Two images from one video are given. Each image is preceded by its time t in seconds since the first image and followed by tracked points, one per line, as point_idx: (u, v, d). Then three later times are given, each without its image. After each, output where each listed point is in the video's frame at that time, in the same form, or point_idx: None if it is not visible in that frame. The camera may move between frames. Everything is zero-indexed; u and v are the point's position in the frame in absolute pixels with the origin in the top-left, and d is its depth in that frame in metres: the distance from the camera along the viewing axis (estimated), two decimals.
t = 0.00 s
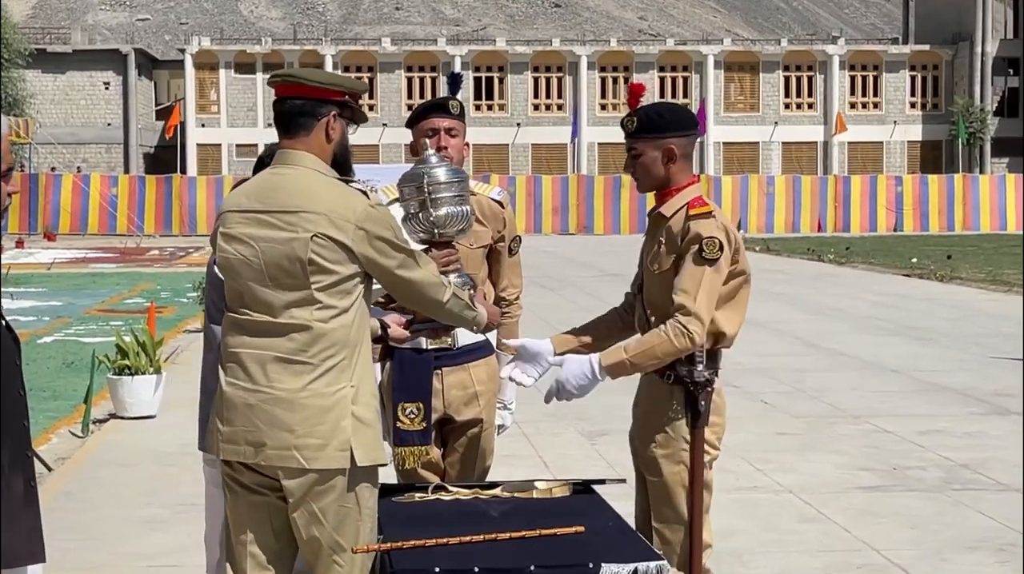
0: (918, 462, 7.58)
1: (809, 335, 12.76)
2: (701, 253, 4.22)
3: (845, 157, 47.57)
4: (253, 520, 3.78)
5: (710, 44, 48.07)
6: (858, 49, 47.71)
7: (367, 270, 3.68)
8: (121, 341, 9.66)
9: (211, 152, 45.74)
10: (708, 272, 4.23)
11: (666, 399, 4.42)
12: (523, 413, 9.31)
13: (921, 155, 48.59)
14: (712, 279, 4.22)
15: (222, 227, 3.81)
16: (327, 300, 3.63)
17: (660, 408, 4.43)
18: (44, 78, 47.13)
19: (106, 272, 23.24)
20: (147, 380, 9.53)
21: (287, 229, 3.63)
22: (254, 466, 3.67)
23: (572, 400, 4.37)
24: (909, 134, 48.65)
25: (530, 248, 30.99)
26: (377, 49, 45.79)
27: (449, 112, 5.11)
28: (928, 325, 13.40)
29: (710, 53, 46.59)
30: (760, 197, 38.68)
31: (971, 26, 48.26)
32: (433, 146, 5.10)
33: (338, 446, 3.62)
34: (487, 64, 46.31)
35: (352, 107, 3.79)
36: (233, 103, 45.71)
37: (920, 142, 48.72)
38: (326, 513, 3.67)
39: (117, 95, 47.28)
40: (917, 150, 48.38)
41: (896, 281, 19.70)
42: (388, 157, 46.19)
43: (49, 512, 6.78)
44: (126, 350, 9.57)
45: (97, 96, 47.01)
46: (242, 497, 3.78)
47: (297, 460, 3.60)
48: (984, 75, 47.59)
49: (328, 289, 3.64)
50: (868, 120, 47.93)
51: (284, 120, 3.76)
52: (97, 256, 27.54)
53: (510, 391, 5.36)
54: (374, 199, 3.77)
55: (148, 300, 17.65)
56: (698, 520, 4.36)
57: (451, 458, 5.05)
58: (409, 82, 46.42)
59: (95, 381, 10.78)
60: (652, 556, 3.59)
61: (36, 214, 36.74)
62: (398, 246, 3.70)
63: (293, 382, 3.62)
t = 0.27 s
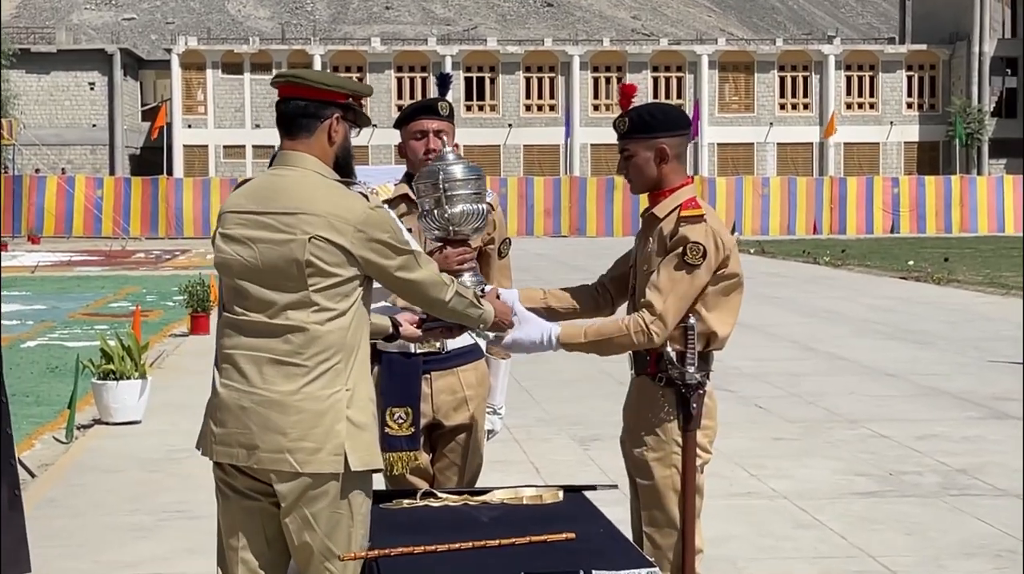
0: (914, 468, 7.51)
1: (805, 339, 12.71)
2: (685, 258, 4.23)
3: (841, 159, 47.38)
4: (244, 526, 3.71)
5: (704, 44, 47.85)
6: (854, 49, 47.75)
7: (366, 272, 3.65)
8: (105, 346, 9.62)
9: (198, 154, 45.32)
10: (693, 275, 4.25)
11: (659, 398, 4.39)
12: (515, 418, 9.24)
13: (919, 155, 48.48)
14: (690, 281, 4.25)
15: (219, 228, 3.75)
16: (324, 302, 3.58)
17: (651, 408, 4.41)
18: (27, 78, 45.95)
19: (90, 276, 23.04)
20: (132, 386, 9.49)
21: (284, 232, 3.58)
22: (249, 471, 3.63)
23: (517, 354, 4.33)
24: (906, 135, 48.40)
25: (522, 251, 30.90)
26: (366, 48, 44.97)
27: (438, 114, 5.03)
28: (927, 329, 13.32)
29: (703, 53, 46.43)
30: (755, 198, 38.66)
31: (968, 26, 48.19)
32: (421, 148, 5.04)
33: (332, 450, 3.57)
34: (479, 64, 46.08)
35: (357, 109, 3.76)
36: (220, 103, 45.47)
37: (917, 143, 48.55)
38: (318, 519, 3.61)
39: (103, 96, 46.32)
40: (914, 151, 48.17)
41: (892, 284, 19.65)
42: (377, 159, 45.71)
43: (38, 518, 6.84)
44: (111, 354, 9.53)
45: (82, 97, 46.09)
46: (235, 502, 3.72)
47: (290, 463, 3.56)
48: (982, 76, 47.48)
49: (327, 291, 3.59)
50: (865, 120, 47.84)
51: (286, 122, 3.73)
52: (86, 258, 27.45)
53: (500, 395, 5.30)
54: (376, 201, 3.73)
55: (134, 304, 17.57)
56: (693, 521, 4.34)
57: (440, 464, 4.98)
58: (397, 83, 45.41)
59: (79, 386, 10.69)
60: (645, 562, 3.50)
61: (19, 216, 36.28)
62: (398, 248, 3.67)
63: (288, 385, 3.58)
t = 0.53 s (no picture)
0: (906, 471, 7.49)
1: (796, 342, 12.70)
2: (672, 263, 4.22)
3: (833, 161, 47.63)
4: (240, 529, 3.73)
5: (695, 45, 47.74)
6: (847, 51, 47.78)
7: (363, 277, 3.64)
8: (93, 349, 9.58)
9: (187, 156, 45.40)
10: (680, 279, 4.23)
11: (649, 400, 4.38)
12: (505, 421, 9.21)
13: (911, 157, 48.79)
14: (675, 285, 4.23)
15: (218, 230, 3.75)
16: (322, 306, 3.58)
17: (641, 409, 4.39)
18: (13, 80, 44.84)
19: (78, 279, 22.93)
20: (120, 390, 9.44)
21: (282, 235, 3.57)
22: (246, 473, 3.64)
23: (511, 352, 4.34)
24: (899, 136, 48.70)
25: (514, 254, 30.86)
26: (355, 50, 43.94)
27: (427, 116, 5.01)
28: (921, 332, 13.30)
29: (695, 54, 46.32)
30: (747, 200, 38.61)
31: (960, 28, 48.18)
32: (410, 149, 5.02)
33: (329, 454, 3.58)
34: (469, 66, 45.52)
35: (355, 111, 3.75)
36: (209, 105, 45.44)
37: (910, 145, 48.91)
38: (313, 522, 3.63)
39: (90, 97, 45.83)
40: (907, 153, 48.56)
41: (884, 287, 19.65)
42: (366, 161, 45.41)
43: (25, 522, 6.83)
44: (98, 357, 9.50)
45: (69, 98, 45.45)
46: (231, 505, 3.73)
47: (286, 466, 3.56)
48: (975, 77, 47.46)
49: (324, 295, 3.59)
50: (858, 121, 48.18)
51: (283, 124, 3.72)
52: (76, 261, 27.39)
53: (490, 399, 5.24)
54: (374, 204, 3.72)
55: (121, 308, 17.53)
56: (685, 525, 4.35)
57: (429, 468, 4.95)
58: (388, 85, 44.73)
59: (66, 390, 10.66)
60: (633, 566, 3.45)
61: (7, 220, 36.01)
62: (396, 251, 3.66)
63: (286, 389, 3.58)
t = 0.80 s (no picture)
0: (900, 476, 7.45)
1: (789, 346, 12.65)
2: (671, 263, 4.23)
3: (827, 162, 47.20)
4: (230, 536, 3.69)
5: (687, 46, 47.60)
6: (840, 52, 47.71)
7: (353, 280, 3.57)
8: (79, 353, 9.52)
9: (175, 158, 44.84)
10: (677, 278, 4.24)
11: (651, 403, 4.41)
12: (495, 425, 9.16)
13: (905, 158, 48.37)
14: (673, 285, 4.24)
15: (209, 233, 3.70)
16: (311, 311, 3.53)
17: (642, 411, 4.43)
18: None
19: (65, 282, 22.82)
20: (106, 393, 9.38)
21: (270, 237, 3.53)
22: (234, 479, 3.60)
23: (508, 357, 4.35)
24: (893, 137, 48.32)
25: (505, 257, 30.76)
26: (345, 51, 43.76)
27: (415, 117, 5.01)
28: (914, 335, 13.26)
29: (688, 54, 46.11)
30: (739, 201, 38.79)
31: (955, 29, 47.98)
32: (399, 151, 4.99)
33: (319, 459, 3.53)
34: (460, 66, 45.54)
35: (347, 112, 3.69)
36: (197, 106, 44.72)
37: (904, 147, 48.51)
38: (303, 528, 3.58)
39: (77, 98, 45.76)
40: (901, 154, 48.11)
41: (877, 290, 19.62)
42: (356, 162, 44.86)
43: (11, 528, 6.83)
44: (83, 361, 9.44)
45: (55, 99, 45.55)
46: (222, 510, 3.68)
47: (276, 472, 3.52)
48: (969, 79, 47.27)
49: (312, 299, 3.53)
50: (853, 124, 47.87)
51: (274, 125, 3.67)
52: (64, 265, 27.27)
53: (479, 402, 5.26)
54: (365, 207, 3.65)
55: (108, 311, 17.46)
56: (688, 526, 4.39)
57: (418, 473, 4.90)
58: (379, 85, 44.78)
59: (53, 393, 10.59)
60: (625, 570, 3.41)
61: None
62: (386, 256, 3.60)
63: (274, 394, 3.53)
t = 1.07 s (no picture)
0: (896, 479, 7.41)
1: (784, 348, 12.62)
2: (672, 263, 4.30)
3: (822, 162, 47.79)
4: (221, 540, 3.63)
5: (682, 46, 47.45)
6: (836, 52, 47.60)
7: (344, 282, 3.54)
8: (68, 355, 9.47)
9: (165, 159, 44.80)
10: (679, 278, 4.32)
11: (654, 407, 4.44)
12: (488, 428, 9.12)
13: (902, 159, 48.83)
14: (675, 285, 4.31)
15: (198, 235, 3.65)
16: (301, 314, 3.48)
17: (646, 415, 4.45)
18: None
19: (55, 284, 22.71)
20: (95, 397, 9.35)
21: (260, 239, 3.48)
22: (224, 484, 3.55)
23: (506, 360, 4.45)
24: (890, 138, 48.76)
25: (501, 258, 30.70)
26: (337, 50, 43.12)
27: (407, 117, 5.08)
28: (910, 337, 13.23)
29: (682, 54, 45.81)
30: (734, 202, 38.82)
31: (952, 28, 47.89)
32: (390, 151, 5.10)
33: (309, 462, 3.49)
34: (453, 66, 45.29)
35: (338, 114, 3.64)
36: (188, 106, 44.50)
37: (901, 147, 48.84)
38: (293, 533, 3.54)
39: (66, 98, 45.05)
40: (898, 154, 48.58)
41: (874, 291, 19.57)
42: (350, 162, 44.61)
43: None
44: (72, 364, 9.39)
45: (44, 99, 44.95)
46: (212, 513, 3.63)
47: (266, 476, 3.47)
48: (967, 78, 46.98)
49: (302, 301, 3.48)
50: (848, 123, 48.34)
51: (263, 125, 3.61)
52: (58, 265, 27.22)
53: (470, 406, 5.34)
54: (356, 208, 3.61)
55: (98, 313, 17.37)
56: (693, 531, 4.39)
57: (409, 477, 4.98)
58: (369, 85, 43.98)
59: (41, 396, 10.54)
60: None
61: None
62: (377, 257, 3.56)
63: (264, 396, 3.49)
